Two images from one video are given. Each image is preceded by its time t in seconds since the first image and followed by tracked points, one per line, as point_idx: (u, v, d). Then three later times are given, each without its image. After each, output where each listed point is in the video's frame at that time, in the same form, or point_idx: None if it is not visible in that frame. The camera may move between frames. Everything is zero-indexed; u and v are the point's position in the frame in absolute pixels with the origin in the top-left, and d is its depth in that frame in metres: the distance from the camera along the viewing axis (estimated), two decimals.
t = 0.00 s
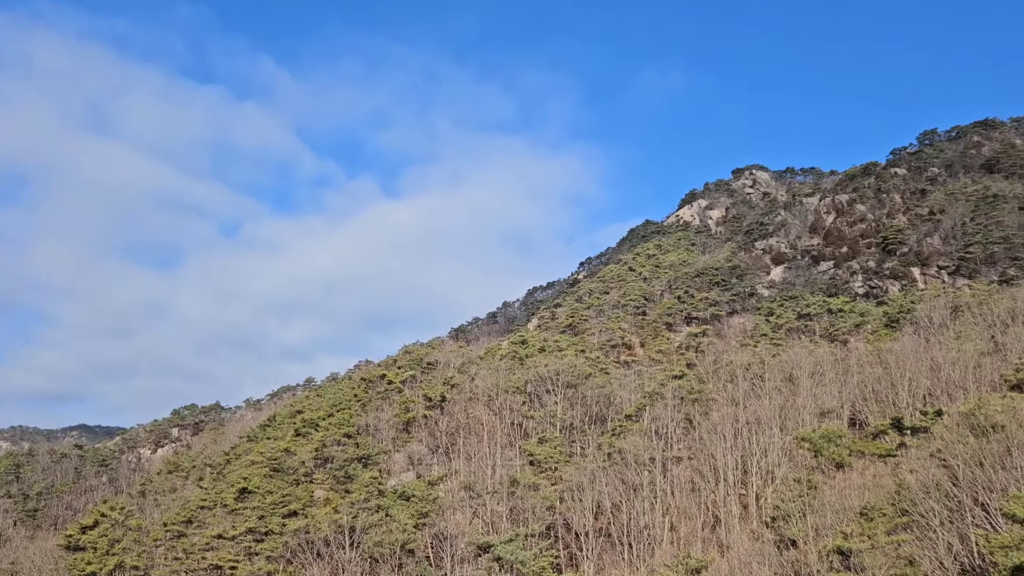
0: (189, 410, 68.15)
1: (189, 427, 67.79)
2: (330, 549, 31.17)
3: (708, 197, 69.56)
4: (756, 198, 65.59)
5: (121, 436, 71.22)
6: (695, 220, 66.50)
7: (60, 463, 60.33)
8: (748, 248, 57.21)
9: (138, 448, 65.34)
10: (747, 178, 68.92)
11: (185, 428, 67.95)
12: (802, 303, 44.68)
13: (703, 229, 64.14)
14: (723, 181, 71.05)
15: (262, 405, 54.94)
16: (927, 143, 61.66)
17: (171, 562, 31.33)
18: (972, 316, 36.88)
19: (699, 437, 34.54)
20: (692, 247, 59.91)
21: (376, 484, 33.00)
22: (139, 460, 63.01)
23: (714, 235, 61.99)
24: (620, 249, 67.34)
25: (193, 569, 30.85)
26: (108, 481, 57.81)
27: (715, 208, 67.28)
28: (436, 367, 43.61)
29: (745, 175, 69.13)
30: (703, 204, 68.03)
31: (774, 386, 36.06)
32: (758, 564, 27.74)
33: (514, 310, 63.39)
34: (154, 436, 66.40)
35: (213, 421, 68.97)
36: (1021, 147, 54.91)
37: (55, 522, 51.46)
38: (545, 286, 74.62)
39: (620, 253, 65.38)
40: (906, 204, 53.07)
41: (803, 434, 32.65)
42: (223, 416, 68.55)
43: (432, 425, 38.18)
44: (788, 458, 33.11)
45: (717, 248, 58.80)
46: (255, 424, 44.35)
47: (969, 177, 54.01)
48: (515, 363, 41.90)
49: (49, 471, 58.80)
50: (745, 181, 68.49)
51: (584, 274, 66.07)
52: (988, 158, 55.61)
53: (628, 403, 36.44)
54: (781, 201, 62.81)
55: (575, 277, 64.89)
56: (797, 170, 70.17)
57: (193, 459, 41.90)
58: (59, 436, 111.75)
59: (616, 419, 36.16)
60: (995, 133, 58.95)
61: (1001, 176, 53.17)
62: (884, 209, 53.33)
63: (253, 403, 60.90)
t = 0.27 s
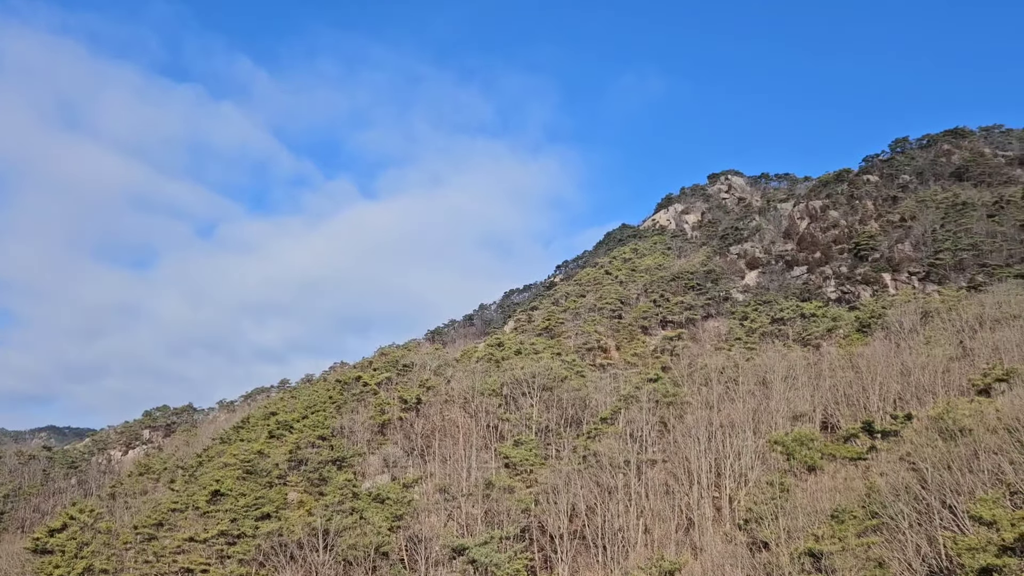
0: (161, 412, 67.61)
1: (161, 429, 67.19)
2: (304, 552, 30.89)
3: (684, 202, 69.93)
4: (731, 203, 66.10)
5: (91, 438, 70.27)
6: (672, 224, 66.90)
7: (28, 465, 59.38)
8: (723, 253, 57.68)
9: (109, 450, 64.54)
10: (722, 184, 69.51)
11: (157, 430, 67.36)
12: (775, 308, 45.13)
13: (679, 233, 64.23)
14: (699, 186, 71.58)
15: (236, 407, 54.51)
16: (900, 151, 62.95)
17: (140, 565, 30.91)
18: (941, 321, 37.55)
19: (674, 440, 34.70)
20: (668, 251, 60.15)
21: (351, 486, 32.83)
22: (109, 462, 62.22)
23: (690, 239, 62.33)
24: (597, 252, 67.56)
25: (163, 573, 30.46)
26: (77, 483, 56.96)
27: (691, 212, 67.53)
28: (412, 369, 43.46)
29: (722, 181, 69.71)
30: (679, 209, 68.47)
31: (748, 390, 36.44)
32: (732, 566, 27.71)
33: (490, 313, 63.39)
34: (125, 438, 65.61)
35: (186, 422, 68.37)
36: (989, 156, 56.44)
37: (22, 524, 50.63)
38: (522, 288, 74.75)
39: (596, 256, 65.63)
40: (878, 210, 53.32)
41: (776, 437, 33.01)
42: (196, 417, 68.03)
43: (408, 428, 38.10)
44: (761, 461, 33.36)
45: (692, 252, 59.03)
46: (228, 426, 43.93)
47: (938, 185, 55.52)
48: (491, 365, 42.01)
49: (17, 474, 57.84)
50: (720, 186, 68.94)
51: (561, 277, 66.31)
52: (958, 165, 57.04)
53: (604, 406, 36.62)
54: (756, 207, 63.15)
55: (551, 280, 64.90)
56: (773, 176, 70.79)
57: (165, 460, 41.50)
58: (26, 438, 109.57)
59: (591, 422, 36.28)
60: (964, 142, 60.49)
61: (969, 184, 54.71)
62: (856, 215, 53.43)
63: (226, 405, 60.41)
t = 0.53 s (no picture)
0: (134, 412, 67.10)
1: (134, 430, 66.55)
2: (278, 555, 30.59)
3: (662, 205, 70.33)
4: (708, 208, 66.06)
5: (61, 440, 69.23)
6: (649, 228, 66.73)
7: None
8: (700, 257, 57.32)
9: (79, 451, 63.66)
10: (699, 188, 69.65)
11: (130, 431, 66.72)
12: (751, 312, 45.46)
13: (657, 237, 63.93)
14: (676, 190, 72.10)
15: (211, 408, 54.14)
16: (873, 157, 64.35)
17: (110, 568, 30.47)
18: (913, 325, 38.31)
19: (650, 442, 34.86)
20: (646, 254, 59.94)
21: (326, 489, 32.69)
22: (80, 463, 61.37)
23: (667, 243, 61.66)
24: (574, 255, 67.79)
25: None
26: (46, 485, 56.00)
27: (669, 215, 67.65)
28: (388, 371, 43.33)
29: (699, 185, 70.06)
30: (656, 212, 68.49)
31: (723, 393, 36.77)
32: (706, 568, 27.91)
33: (468, 314, 63.36)
34: (96, 439, 64.85)
35: (159, 423, 67.81)
36: (960, 164, 57.97)
37: None
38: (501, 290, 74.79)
39: (574, 259, 65.84)
40: (852, 216, 54.24)
41: (751, 440, 33.27)
42: (170, 418, 67.58)
43: (384, 429, 37.92)
44: (736, 463, 33.49)
45: (669, 255, 58.82)
46: (202, 428, 43.61)
47: (912, 191, 56.50)
48: (469, 367, 42.02)
49: None
50: (698, 190, 69.15)
51: (538, 279, 66.47)
52: (931, 172, 58.29)
53: (581, 408, 36.80)
54: (733, 210, 63.09)
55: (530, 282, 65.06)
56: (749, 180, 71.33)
57: (137, 462, 41.11)
58: None
59: (568, 424, 36.37)
60: (936, 149, 61.93)
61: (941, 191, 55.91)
62: (830, 220, 53.99)
63: (201, 406, 59.92)
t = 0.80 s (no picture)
0: (107, 414, 66.42)
1: (107, 432, 65.88)
2: (253, 558, 30.24)
3: (640, 209, 70.67)
4: (687, 212, 66.49)
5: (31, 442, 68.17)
6: (628, 231, 67.15)
7: None
8: (678, 260, 57.95)
9: (50, 453, 62.78)
10: (678, 193, 70.27)
11: (103, 433, 66.02)
12: (728, 315, 45.71)
13: (635, 241, 64.41)
14: (654, 194, 72.57)
15: (185, 409, 53.70)
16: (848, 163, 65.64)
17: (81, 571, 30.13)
18: (886, 330, 39.05)
19: (627, 445, 35.07)
20: (624, 258, 59.89)
21: (302, 491, 32.49)
22: (51, 465, 60.49)
23: (646, 247, 62.05)
24: (553, 258, 67.93)
25: None
26: (15, 487, 55.06)
27: (647, 220, 68.32)
28: (366, 373, 43.23)
29: (677, 190, 70.73)
30: (635, 217, 68.95)
31: (700, 396, 37.08)
32: (682, 570, 28.03)
33: (447, 317, 63.33)
34: (69, 441, 64.05)
35: (133, 425, 67.24)
36: (933, 171, 59.34)
37: None
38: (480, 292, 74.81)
39: (553, 262, 66.02)
40: (828, 221, 54.51)
41: (726, 442, 33.48)
42: (144, 419, 67.03)
43: (361, 431, 37.73)
44: (712, 466, 33.66)
45: (648, 259, 58.91)
46: (177, 429, 43.22)
47: (886, 198, 57.63)
48: (447, 369, 41.98)
49: None
50: (676, 195, 69.95)
51: (517, 282, 66.56)
52: (905, 178, 59.54)
53: (558, 411, 36.97)
54: (710, 215, 63.77)
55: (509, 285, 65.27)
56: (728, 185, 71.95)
57: (110, 464, 40.71)
58: None
59: (546, 427, 36.53)
60: (910, 156, 63.24)
61: (914, 197, 56.90)
62: (806, 226, 54.48)
63: (176, 407, 59.39)
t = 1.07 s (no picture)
0: (80, 415, 65.54)
1: (80, 433, 65.01)
2: (227, 561, 29.91)
3: (619, 212, 70.57)
4: (665, 215, 66.87)
5: None
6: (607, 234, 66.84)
7: None
8: (657, 264, 58.15)
9: (21, 455, 61.77)
10: (657, 196, 70.52)
11: (75, 434, 65.13)
12: (705, 319, 46.08)
13: (614, 243, 63.98)
14: (632, 197, 72.60)
15: (160, 410, 53.16)
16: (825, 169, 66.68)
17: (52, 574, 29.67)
18: (861, 335, 39.58)
19: (604, 448, 35.18)
20: (603, 261, 60.16)
21: (278, 493, 32.27)
22: (22, 467, 59.52)
23: (624, 250, 62.17)
24: (533, 260, 67.96)
25: None
26: None
27: (626, 223, 68.01)
28: (344, 374, 43.20)
29: (656, 193, 70.89)
30: (614, 219, 68.62)
31: (676, 398, 37.37)
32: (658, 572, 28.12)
33: (425, 318, 63.15)
34: (40, 443, 63.10)
35: (106, 426, 66.41)
36: (908, 177, 60.52)
37: None
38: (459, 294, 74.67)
39: (532, 264, 66.05)
40: (804, 226, 55.76)
41: (703, 445, 33.73)
42: (118, 420, 66.24)
43: (338, 433, 37.56)
44: (688, 469, 34.02)
45: (626, 262, 59.08)
46: (151, 431, 42.78)
47: (862, 202, 58.42)
48: (425, 371, 41.91)
49: None
50: (654, 198, 70.12)
51: (497, 284, 66.54)
52: (879, 185, 60.59)
53: (536, 413, 37.13)
54: (688, 219, 64.36)
55: (489, 287, 65.18)
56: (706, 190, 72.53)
57: (83, 466, 40.23)
58: None
59: (523, 429, 36.70)
60: (885, 163, 64.40)
61: (889, 203, 57.79)
62: (783, 230, 55.66)
63: (150, 408, 58.75)
